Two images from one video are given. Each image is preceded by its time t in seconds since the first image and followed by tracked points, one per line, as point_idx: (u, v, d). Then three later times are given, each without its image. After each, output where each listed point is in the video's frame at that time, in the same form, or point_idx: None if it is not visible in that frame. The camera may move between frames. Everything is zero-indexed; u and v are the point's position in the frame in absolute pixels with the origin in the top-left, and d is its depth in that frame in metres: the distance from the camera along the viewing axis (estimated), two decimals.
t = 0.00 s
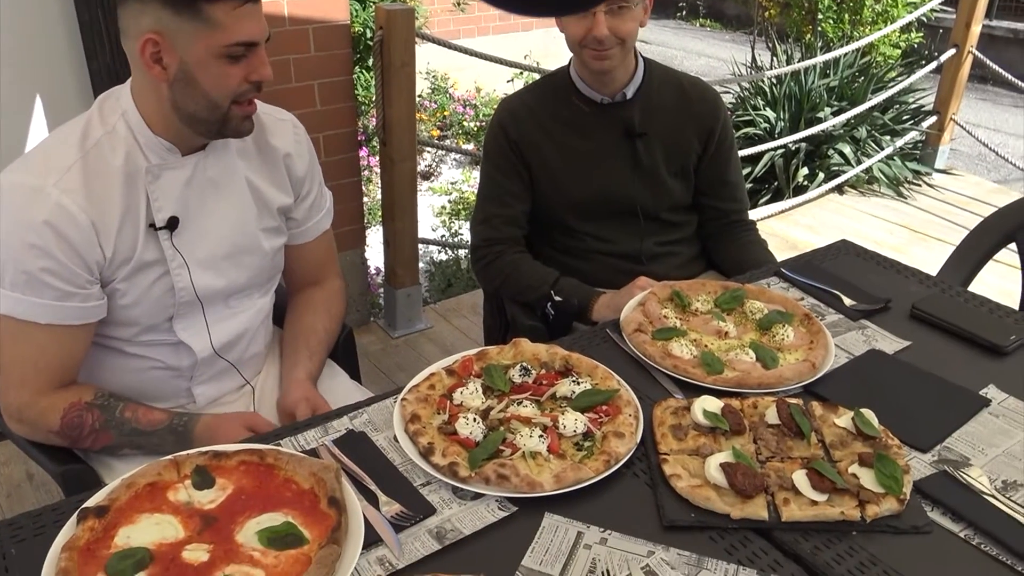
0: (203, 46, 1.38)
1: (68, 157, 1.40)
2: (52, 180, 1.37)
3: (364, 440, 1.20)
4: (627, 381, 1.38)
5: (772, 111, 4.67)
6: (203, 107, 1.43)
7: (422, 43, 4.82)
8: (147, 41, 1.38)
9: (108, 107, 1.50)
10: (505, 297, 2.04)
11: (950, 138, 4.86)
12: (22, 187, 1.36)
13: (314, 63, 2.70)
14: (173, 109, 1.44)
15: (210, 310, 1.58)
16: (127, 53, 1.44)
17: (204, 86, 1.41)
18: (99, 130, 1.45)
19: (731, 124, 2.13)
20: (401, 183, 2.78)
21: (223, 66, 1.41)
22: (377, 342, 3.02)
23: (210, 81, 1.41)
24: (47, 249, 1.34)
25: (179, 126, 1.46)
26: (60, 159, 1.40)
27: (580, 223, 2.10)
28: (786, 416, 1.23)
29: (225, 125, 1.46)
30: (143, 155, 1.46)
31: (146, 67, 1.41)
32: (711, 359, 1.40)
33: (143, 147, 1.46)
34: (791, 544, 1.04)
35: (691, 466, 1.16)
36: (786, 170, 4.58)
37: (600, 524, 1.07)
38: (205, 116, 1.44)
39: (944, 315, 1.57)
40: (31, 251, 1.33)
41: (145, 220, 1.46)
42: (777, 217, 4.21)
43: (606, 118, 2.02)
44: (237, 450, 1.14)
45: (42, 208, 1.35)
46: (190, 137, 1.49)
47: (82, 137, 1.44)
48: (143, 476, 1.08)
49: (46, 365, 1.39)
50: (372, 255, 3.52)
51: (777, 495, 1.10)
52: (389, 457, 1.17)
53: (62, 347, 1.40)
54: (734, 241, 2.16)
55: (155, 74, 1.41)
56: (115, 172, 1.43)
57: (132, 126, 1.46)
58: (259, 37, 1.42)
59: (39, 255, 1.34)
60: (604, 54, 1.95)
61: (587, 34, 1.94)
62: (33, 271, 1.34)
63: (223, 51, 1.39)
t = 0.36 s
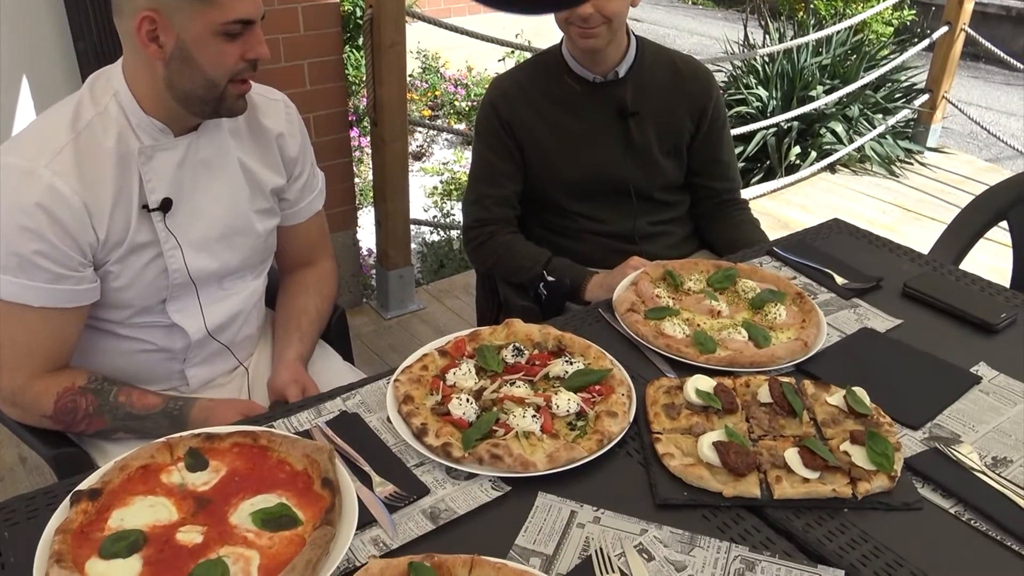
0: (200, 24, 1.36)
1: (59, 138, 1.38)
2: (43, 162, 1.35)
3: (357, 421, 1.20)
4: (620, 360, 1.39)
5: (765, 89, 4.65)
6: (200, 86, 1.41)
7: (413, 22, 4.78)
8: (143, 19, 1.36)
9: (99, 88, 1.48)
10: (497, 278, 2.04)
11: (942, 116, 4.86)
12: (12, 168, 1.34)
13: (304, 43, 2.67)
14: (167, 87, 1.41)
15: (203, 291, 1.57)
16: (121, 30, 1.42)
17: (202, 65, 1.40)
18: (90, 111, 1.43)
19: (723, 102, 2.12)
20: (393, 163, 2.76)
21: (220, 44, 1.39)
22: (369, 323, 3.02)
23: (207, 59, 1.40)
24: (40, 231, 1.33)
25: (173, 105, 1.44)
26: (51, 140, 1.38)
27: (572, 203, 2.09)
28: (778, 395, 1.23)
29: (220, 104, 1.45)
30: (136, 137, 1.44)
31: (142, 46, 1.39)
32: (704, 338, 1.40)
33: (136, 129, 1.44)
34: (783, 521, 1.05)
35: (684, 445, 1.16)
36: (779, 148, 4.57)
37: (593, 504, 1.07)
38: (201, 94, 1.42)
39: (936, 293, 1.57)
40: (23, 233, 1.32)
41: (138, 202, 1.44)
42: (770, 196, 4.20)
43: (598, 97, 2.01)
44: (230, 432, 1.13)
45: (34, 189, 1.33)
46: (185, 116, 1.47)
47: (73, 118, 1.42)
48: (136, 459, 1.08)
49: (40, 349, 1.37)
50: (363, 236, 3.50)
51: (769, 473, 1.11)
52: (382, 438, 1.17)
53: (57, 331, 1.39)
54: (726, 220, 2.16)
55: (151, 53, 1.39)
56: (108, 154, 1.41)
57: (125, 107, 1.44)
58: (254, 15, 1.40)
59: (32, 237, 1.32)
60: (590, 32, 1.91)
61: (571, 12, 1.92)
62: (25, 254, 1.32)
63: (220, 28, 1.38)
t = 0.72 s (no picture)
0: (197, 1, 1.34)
1: (54, 119, 1.37)
2: (39, 143, 1.34)
3: (352, 404, 1.20)
4: (615, 343, 1.39)
5: (761, 72, 4.64)
6: (199, 65, 1.39)
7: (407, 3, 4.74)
8: None
9: (94, 69, 1.46)
10: (493, 261, 2.04)
11: (938, 99, 4.85)
12: (7, 149, 1.33)
13: (297, 24, 2.64)
14: (167, 66, 1.39)
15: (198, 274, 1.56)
16: (119, 10, 1.40)
17: (202, 43, 1.38)
18: (85, 93, 1.42)
19: (719, 85, 2.11)
20: (387, 146, 2.74)
21: (219, 21, 1.37)
22: (365, 306, 3.01)
23: (206, 36, 1.37)
24: (35, 213, 1.31)
25: (172, 84, 1.42)
26: (47, 122, 1.37)
27: (568, 185, 2.08)
28: (773, 377, 1.24)
29: (221, 83, 1.43)
30: (131, 117, 1.43)
31: (140, 25, 1.37)
32: (699, 321, 1.40)
33: (131, 110, 1.43)
34: (777, 504, 1.05)
35: (679, 428, 1.17)
36: (774, 131, 4.56)
37: (588, 486, 1.07)
38: (201, 73, 1.40)
39: (930, 276, 1.57)
40: (18, 215, 1.30)
41: (134, 183, 1.43)
42: (765, 179, 4.20)
43: (593, 80, 2.00)
44: (225, 416, 1.13)
45: (28, 170, 1.32)
46: (183, 96, 1.45)
47: (68, 99, 1.40)
48: (132, 442, 1.07)
49: (36, 333, 1.37)
50: (359, 219, 3.49)
51: (763, 455, 1.11)
52: (378, 422, 1.17)
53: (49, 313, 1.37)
54: (722, 203, 2.15)
55: (149, 32, 1.37)
56: (103, 135, 1.40)
57: (120, 88, 1.43)
58: None
59: (27, 219, 1.31)
60: (558, 15, 1.85)
61: None
62: (19, 236, 1.31)
63: (218, 5, 1.36)
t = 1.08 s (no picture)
0: None
1: (79, 77, 1.36)
2: (71, 96, 1.33)
3: (350, 389, 1.20)
4: (614, 329, 1.39)
5: (760, 56, 4.61)
6: (215, 36, 1.35)
7: None
8: None
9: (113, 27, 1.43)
10: (492, 246, 2.03)
11: (938, 84, 4.83)
12: (44, 99, 1.31)
13: (295, 7, 2.62)
14: (184, 38, 1.37)
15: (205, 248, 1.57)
16: None
17: (217, 11, 1.33)
18: (106, 56, 1.39)
19: (719, 70, 2.09)
20: (385, 130, 2.72)
21: None
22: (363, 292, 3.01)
23: (223, 6, 1.33)
24: (75, 156, 1.31)
25: (187, 57, 1.40)
26: (73, 79, 1.36)
27: (566, 170, 2.08)
28: (771, 362, 1.24)
29: (237, 55, 1.41)
30: (150, 88, 1.41)
31: None
32: (697, 307, 1.40)
33: (150, 79, 1.41)
34: (775, 488, 1.06)
35: (677, 413, 1.17)
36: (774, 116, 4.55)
37: (587, 471, 1.08)
38: (218, 44, 1.37)
39: (929, 262, 1.57)
40: (58, 156, 1.29)
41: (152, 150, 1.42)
42: (764, 164, 4.19)
43: (592, 64, 1.98)
44: (224, 401, 1.13)
45: (61, 120, 1.31)
46: (199, 69, 1.43)
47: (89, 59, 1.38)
48: (131, 427, 1.07)
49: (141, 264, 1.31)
50: (357, 205, 3.47)
51: (762, 441, 1.12)
52: (376, 406, 1.17)
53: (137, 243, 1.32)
54: (722, 188, 2.14)
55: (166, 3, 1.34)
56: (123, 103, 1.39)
57: (137, 59, 1.40)
58: None
59: (72, 158, 1.30)
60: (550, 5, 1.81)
61: None
62: (62, 175, 1.29)
63: None
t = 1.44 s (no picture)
0: None
1: (130, 51, 1.34)
2: (126, 65, 1.30)
3: (351, 376, 1.20)
4: (613, 316, 1.38)
5: (761, 43, 4.59)
6: (240, 16, 1.33)
7: None
8: None
9: (145, 10, 1.41)
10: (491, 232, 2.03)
11: (939, 71, 4.81)
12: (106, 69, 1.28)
13: None
14: (211, 20, 1.35)
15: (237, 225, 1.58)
16: None
17: None
18: (143, 32, 1.38)
19: (719, 56, 2.08)
20: (384, 116, 2.71)
21: None
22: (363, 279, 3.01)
23: None
24: (143, 103, 1.24)
25: (214, 39, 1.40)
26: (123, 52, 1.33)
27: (567, 157, 2.07)
28: (771, 350, 1.24)
29: (263, 33, 1.37)
30: (182, 67, 1.41)
31: None
32: (697, 294, 1.40)
33: (179, 60, 1.41)
34: (774, 475, 1.06)
35: (677, 400, 1.17)
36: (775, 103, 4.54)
37: (586, 458, 1.08)
38: (244, 24, 1.34)
39: (929, 249, 1.57)
40: (128, 106, 1.23)
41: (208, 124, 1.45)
42: (765, 152, 4.17)
43: (592, 50, 1.97)
44: (224, 388, 1.13)
45: (121, 81, 1.26)
46: (228, 51, 1.43)
47: (134, 39, 1.37)
48: (131, 414, 1.08)
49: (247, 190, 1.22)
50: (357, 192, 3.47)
51: (761, 428, 1.12)
52: (376, 393, 1.18)
53: (235, 170, 1.23)
54: (722, 175, 2.13)
55: None
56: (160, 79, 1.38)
57: (166, 39, 1.40)
58: None
59: (141, 104, 1.24)
60: None
61: None
62: (138, 121, 1.22)
63: None
